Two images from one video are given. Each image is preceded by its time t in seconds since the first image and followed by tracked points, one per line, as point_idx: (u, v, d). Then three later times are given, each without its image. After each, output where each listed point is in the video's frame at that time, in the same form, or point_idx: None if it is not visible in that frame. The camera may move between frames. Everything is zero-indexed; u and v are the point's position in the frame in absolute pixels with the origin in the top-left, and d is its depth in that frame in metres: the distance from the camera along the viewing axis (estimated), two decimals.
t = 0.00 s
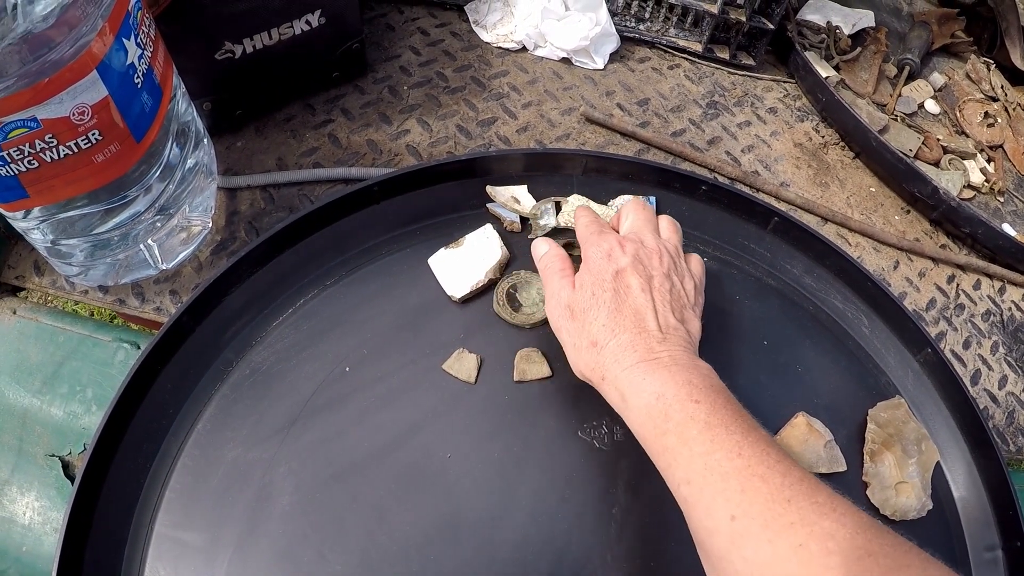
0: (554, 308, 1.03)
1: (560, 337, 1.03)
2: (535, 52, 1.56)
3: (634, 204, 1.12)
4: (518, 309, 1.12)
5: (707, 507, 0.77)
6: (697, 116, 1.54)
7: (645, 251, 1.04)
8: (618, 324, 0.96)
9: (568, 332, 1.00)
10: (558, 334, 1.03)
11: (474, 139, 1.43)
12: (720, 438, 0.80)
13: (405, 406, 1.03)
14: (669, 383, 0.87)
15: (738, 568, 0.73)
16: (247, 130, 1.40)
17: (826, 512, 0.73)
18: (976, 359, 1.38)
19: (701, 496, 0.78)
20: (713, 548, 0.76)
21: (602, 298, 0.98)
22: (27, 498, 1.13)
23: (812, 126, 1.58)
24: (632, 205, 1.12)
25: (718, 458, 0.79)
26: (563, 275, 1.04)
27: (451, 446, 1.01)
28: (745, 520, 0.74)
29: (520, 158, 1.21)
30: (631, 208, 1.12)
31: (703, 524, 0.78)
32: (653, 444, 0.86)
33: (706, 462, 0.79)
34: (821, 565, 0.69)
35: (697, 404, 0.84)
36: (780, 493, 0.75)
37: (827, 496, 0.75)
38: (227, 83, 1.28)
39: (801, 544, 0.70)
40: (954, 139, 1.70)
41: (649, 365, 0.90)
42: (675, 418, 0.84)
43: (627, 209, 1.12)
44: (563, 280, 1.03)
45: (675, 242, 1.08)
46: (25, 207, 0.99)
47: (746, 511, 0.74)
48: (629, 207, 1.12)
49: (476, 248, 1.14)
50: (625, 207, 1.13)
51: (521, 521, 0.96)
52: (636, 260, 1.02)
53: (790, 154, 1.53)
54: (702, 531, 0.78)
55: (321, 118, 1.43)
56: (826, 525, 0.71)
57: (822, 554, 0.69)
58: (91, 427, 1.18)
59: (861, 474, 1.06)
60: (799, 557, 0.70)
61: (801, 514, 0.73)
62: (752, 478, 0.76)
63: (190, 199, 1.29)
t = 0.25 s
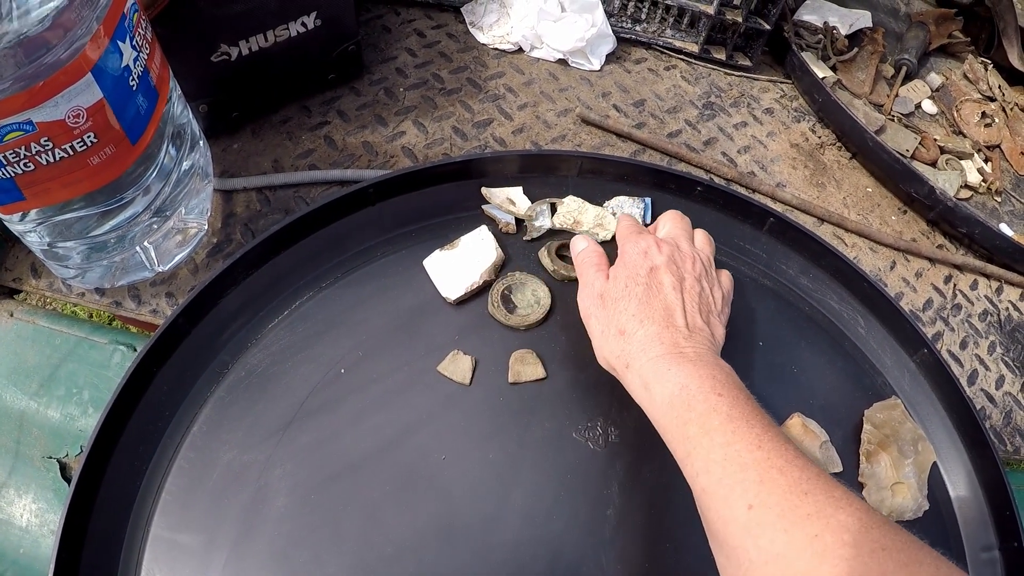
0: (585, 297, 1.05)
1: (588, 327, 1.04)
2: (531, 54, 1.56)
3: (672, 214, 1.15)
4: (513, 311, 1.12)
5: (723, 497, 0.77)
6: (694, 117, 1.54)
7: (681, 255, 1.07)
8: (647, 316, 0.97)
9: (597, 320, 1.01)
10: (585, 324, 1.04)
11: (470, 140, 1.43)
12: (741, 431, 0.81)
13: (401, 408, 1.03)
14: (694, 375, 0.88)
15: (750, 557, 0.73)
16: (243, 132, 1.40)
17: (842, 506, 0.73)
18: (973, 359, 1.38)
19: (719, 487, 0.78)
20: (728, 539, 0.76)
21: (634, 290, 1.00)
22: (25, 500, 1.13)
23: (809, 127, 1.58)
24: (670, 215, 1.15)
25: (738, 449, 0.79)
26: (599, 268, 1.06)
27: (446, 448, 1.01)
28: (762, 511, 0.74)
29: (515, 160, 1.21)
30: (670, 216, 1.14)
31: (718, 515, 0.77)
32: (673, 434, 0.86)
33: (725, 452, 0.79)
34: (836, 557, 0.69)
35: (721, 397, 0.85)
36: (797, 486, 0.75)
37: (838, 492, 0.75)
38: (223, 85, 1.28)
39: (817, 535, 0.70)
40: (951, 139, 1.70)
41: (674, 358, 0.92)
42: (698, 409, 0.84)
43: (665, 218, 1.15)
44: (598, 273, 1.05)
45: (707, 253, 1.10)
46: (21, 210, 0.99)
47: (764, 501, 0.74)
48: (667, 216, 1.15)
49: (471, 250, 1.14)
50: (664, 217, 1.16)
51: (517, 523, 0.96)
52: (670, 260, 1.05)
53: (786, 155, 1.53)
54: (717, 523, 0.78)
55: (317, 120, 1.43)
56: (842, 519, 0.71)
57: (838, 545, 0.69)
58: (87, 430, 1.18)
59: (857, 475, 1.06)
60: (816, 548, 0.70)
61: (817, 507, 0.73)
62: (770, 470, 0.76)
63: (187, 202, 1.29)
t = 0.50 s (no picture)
0: (579, 309, 1.04)
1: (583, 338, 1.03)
2: (527, 56, 1.56)
3: (661, 218, 1.14)
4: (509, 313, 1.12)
5: (721, 505, 0.77)
6: (691, 118, 1.54)
7: (673, 261, 1.06)
8: (643, 326, 0.97)
9: (592, 332, 1.01)
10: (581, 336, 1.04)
11: (466, 143, 1.43)
12: (738, 439, 0.81)
13: (396, 412, 1.03)
14: (691, 384, 0.88)
15: (748, 564, 0.73)
16: (239, 135, 1.40)
17: (839, 512, 0.73)
18: (970, 361, 1.38)
19: (717, 494, 0.78)
20: (726, 546, 0.76)
21: (629, 301, 1.00)
22: (22, 504, 1.13)
23: (806, 128, 1.58)
24: (659, 219, 1.14)
25: (735, 458, 0.79)
26: (591, 279, 1.05)
27: (442, 451, 1.01)
28: (760, 518, 0.74)
29: (511, 163, 1.21)
30: (660, 221, 1.14)
31: (717, 522, 0.77)
32: (671, 443, 0.86)
33: (723, 461, 0.79)
34: (834, 563, 0.69)
35: (718, 405, 0.85)
36: (794, 493, 0.74)
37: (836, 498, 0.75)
38: (219, 89, 1.28)
39: (814, 542, 0.70)
40: (949, 140, 1.70)
41: (671, 367, 0.91)
42: (695, 417, 0.84)
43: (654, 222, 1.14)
44: (591, 284, 1.05)
45: (700, 255, 1.10)
46: (16, 215, 0.99)
47: (761, 508, 0.74)
48: (656, 221, 1.14)
49: (467, 253, 1.14)
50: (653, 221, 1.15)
51: (513, 527, 0.96)
52: (663, 268, 1.04)
53: (783, 156, 1.53)
54: (716, 529, 0.78)
55: (313, 123, 1.43)
56: (839, 525, 0.71)
57: (835, 552, 0.69)
58: (84, 433, 1.18)
59: (854, 478, 1.06)
60: (813, 554, 0.69)
61: (814, 514, 0.72)
62: (767, 477, 0.76)
63: (183, 206, 1.30)
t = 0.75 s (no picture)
0: (592, 297, 1.04)
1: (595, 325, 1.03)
2: (524, 56, 1.56)
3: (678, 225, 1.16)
4: (505, 313, 1.11)
5: (731, 488, 0.76)
6: (688, 118, 1.53)
7: (688, 261, 1.07)
8: (657, 313, 0.97)
9: (605, 317, 1.01)
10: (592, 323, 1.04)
11: (463, 143, 1.42)
12: (750, 423, 0.79)
13: (393, 413, 1.03)
14: (703, 369, 0.88)
15: (758, 548, 0.72)
16: (236, 135, 1.40)
17: (848, 497, 0.72)
18: (969, 360, 1.37)
19: (726, 477, 0.77)
20: (736, 530, 0.75)
21: (644, 290, 1.00)
22: (19, 506, 1.13)
23: (804, 128, 1.58)
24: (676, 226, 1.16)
25: (746, 440, 0.77)
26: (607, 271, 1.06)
27: (439, 452, 1.01)
28: (770, 501, 0.73)
29: (508, 163, 1.21)
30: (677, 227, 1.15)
31: (726, 505, 0.76)
32: (681, 425, 0.85)
33: (734, 443, 0.78)
34: (843, 547, 0.68)
35: (730, 390, 0.84)
36: (804, 478, 0.73)
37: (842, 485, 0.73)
38: (215, 89, 1.28)
39: (823, 526, 0.69)
40: (948, 139, 1.70)
41: (683, 353, 0.91)
42: (707, 400, 0.83)
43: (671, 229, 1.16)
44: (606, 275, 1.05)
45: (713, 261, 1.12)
46: (12, 217, 0.98)
47: (771, 492, 0.73)
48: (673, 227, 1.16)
49: (463, 253, 1.14)
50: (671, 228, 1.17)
51: (509, 527, 0.96)
52: (679, 264, 1.06)
53: (781, 156, 1.52)
54: (724, 512, 0.77)
55: (310, 123, 1.42)
56: (848, 510, 0.70)
57: (843, 537, 0.68)
58: (81, 435, 1.18)
59: (852, 478, 1.05)
60: (822, 539, 0.68)
61: (824, 499, 0.71)
62: (778, 461, 0.75)
63: (179, 206, 1.30)
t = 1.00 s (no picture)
0: (591, 284, 1.04)
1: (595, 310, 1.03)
2: (518, 57, 1.57)
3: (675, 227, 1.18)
4: (499, 313, 1.12)
5: (734, 470, 0.76)
6: (682, 119, 1.54)
7: (687, 255, 1.09)
8: (660, 298, 0.98)
9: (607, 301, 1.01)
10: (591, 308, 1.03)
11: (458, 144, 1.43)
12: (753, 406, 0.80)
13: (387, 412, 1.03)
14: (706, 352, 0.88)
15: (760, 531, 0.72)
16: (231, 136, 1.40)
17: (851, 481, 0.72)
18: (961, 359, 1.38)
19: (729, 459, 0.77)
20: (738, 513, 0.75)
21: (646, 277, 1.01)
22: (15, 506, 1.13)
23: (797, 128, 1.59)
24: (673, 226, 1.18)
25: (750, 423, 0.78)
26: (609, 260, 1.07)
27: (433, 450, 1.01)
28: (773, 483, 0.73)
29: (501, 163, 1.22)
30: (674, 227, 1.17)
31: (728, 488, 0.76)
32: (684, 407, 0.85)
33: (737, 425, 0.78)
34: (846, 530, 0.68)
35: (734, 373, 0.85)
36: (808, 461, 0.74)
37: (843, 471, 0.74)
38: (211, 90, 1.28)
39: (827, 509, 0.70)
40: (941, 139, 1.71)
41: (687, 336, 0.92)
42: (711, 381, 0.84)
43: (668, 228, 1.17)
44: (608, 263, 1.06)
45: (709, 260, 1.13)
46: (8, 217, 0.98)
47: (775, 474, 0.73)
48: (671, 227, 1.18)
49: (457, 253, 1.15)
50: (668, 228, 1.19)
51: (504, 525, 0.97)
52: (679, 256, 1.07)
53: (775, 156, 1.53)
54: (726, 495, 0.77)
55: (305, 124, 1.43)
56: (851, 493, 0.71)
57: (847, 520, 0.69)
58: (77, 435, 1.18)
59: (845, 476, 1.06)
60: (825, 521, 0.69)
61: (827, 482, 0.72)
62: (781, 444, 0.75)
63: (174, 207, 1.30)
